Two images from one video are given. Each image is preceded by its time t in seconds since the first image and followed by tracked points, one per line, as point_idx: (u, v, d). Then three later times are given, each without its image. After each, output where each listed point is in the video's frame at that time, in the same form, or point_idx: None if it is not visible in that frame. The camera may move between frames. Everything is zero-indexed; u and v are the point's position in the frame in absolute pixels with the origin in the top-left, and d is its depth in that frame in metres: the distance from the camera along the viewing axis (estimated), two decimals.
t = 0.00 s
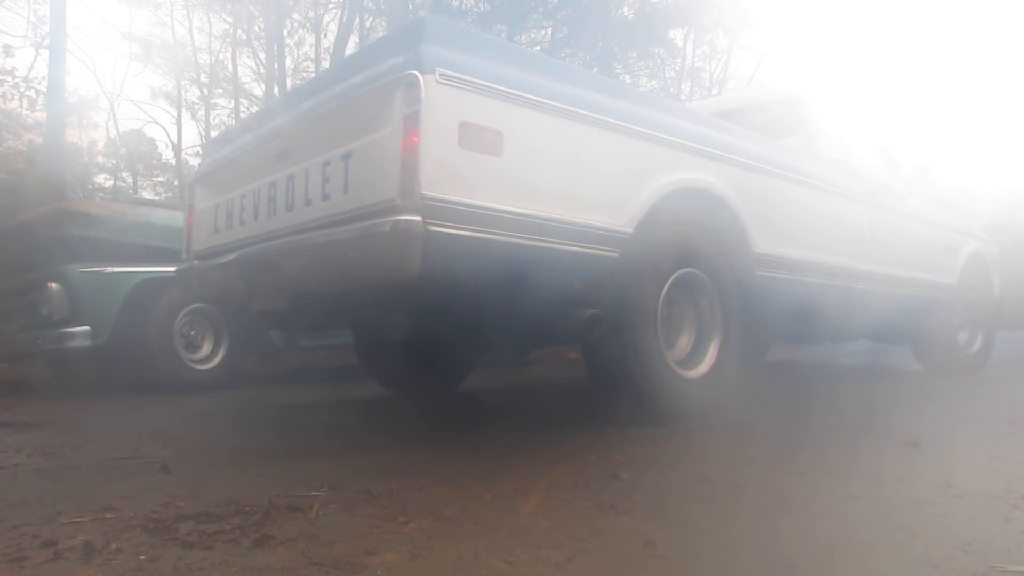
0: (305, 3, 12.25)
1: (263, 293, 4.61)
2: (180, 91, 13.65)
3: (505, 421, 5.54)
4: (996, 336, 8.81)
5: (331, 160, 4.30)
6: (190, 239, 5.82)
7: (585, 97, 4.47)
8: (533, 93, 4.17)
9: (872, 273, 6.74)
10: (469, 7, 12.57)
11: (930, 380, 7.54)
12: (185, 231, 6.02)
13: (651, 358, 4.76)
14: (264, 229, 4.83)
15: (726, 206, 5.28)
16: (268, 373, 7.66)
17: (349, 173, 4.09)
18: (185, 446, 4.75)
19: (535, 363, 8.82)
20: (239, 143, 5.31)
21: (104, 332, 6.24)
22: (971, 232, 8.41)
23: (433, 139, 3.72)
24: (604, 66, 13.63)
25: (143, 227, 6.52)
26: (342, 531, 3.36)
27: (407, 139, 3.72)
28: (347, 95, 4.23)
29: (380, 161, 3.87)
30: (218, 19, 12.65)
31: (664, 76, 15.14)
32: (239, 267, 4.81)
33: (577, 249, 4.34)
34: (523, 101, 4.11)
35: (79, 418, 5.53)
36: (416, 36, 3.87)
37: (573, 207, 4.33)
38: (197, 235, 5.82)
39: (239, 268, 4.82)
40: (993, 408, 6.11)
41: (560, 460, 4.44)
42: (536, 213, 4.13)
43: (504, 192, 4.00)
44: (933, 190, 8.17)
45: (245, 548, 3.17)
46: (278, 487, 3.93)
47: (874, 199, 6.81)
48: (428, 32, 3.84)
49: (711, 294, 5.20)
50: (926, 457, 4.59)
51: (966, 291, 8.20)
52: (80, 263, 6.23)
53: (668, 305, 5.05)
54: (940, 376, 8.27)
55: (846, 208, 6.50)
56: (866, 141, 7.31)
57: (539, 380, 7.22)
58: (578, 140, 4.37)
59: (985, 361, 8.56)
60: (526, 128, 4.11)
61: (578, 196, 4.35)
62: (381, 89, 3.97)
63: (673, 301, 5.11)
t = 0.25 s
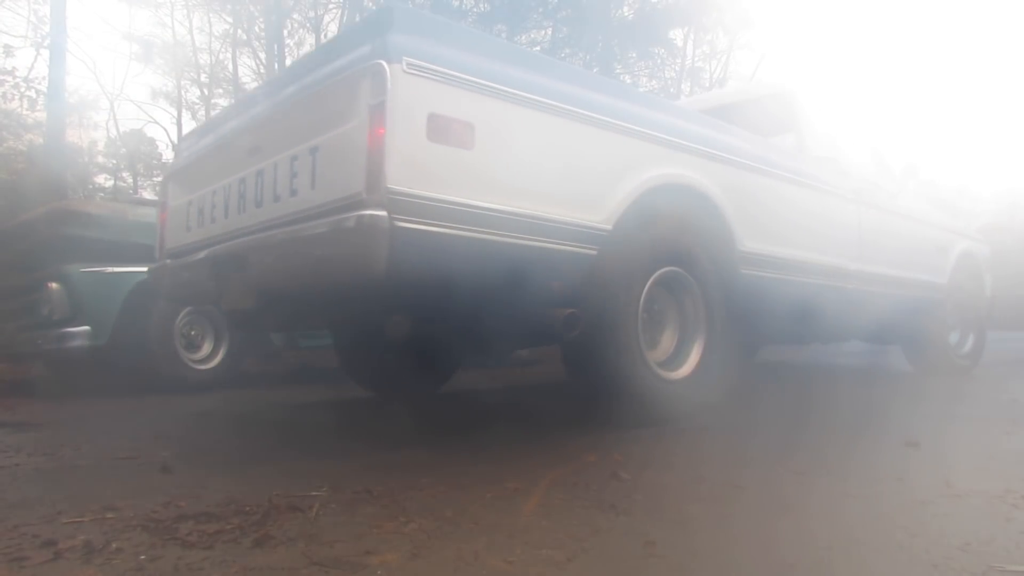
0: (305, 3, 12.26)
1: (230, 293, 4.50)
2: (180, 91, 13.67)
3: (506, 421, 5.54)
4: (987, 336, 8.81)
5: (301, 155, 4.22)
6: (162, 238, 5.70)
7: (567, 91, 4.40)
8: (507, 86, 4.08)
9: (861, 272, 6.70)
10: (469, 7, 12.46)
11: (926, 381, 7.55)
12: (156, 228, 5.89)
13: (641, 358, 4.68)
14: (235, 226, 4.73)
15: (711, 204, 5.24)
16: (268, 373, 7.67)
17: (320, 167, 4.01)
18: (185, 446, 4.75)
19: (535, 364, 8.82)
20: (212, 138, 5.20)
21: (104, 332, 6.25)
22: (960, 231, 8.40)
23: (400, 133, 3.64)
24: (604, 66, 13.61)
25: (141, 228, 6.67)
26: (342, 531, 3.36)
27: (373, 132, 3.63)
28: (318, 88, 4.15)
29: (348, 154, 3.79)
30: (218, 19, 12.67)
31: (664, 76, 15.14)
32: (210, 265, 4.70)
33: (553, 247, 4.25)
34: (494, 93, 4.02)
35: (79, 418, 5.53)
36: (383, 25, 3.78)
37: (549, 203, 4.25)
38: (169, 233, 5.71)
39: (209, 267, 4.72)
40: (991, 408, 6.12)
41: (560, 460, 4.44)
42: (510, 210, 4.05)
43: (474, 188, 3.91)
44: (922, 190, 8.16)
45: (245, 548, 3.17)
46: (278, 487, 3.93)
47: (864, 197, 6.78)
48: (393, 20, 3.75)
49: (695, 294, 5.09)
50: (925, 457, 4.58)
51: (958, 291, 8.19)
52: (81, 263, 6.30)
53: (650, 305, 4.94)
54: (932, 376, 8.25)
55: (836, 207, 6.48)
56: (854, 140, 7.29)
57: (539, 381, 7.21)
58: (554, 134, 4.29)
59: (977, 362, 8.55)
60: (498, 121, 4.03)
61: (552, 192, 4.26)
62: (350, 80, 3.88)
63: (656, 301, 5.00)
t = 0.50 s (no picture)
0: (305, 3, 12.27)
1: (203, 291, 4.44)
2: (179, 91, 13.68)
3: (506, 421, 5.54)
4: (979, 336, 8.80)
5: (266, 149, 4.13)
6: (134, 236, 5.61)
7: (562, 90, 4.45)
8: (480, 77, 4.01)
9: (850, 270, 6.67)
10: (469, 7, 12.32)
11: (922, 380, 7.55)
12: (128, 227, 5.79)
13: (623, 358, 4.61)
14: (203, 224, 4.63)
15: (693, 201, 5.18)
16: (268, 373, 7.67)
17: (284, 161, 3.91)
18: (184, 446, 4.75)
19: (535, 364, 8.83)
20: (181, 133, 5.10)
21: (104, 331, 6.26)
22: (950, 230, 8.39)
23: (366, 123, 3.54)
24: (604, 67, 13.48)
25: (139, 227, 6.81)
26: (342, 531, 3.36)
27: (337, 123, 3.54)
28: (284, 80, 4.05)
29: (313, 147, 3.70)
30: (218, 19, 12.70)
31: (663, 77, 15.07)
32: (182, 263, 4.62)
33: (527, 243, 4.17)
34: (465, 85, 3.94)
35: (80, 418, 5.53)
36: (349, 14, 3.70)
37: (524, 198, 4.16)
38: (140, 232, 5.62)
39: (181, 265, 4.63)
40: (990, 408, 6.12)
41: (559, 460, 4.44)
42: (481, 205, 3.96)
43: (444, 181, 3.81)
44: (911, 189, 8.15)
45: (245, 548, 3.17)
46: (277, 487, 3.93)
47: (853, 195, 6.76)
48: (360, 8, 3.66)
49: (678, 292, 5.05)
50: (925, 458, 4.58)
51: (949, 290, 8.18)
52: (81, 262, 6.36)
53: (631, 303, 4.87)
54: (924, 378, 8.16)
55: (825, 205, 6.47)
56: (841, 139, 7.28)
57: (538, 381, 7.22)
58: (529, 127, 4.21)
59: (968, 362, 8.51)
60: (469, 113, 3.94)
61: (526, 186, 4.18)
62: (315, 71, 3.79)
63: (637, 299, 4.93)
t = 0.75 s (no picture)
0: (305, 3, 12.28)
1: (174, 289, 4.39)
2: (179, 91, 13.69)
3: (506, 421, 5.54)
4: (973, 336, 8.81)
5: (236, 144, 4.08)
6: (108, 235, 5.55)
7: (563, 90, 4.54)
8: (456, 70, 3.97)
9: (841, 269, 6.66)
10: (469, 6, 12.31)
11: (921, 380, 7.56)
12: (103, 225, 5.73)
13: (608, 359, 4.58)
14: (175, 220, 4.58)
15: (679, 199, 5.15)
16: (269, 374, 7.68)
17: (252, 156, 3.86)
18: (184, 446, 4.75)
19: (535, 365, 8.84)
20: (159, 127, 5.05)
21: (104, 331, 6.23)
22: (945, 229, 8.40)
23: (333, 117, 3.49)
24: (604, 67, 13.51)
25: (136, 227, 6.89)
26: (341, 531, 3.35)
27: (304, 116, 3.49)
28: (255, 73, 4.00)
29: (279, 141, 3.65)
30: (218, 19, 12.71)
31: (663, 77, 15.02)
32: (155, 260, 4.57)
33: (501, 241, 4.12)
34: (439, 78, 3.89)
35: (80, 418, 5.54)
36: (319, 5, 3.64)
37: (499, 194, 4.12)
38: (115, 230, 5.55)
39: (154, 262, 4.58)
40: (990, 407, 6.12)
41: (559, 460, 4.44)
42: (454, 202, 3.91)
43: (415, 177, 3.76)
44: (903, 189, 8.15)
45: (245, 548, 3.17)
46: (276, 487, 3.93)
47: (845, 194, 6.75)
48: None
49: (663, 292, 5.02)
50: (926, 458, 4.58)
51: (943, 289, 8.20)
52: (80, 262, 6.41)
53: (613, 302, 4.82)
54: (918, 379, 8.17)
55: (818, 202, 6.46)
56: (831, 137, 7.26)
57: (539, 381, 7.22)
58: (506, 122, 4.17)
59: (962, 362, 8.48)
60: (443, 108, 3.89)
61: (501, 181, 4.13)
62: (284, 64, 3.74)
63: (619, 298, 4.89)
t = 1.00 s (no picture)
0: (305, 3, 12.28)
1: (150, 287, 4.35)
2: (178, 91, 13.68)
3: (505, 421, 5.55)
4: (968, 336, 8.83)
5: (209, 139, 4.04)
6: (87, 234, 5.51)
7: (563, 90, 4.58)
8: (434, 64, 3.92)
9: (833, 269, 6.66)
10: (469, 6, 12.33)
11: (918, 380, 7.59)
12: (82, 224, 5.69)
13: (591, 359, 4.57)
14: (152, 215, 4.55)
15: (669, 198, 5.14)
16: (269, 374, 7.69)
17: (225, 150, 3.83)
18: (183, 446, 4.75)
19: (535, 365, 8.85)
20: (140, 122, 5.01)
21: (104, 331, 6.22)
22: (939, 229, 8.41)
23: (303, 111, 3.45)
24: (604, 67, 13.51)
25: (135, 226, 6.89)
26: (340, 531, 3.35)
27: (273, 110, 3.45)
28: (229, 67, 3.97)
29: (250, 136, 3.61)
30: (218, 19, 12.71)
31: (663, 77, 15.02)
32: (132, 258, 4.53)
33: (480, 237, 4.08)
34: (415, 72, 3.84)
35: (80, 418, 5.54)
36: None
37: (479, 190, 4.08)
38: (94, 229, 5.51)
39: (132, 260, 4.55)
40: (988, 407, 6.14)
41: (559, 460, 4.44)
42: (432, 198, 3.86)
43: (390, 172, 3.71)
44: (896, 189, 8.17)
45: (245, 548, 3.17)
46: (276, 488, 3.93)
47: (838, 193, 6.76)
48: None
49: (650, 291, 5.01)
50: (925, 458, 4.58)
51: (938, 289, 8.22)
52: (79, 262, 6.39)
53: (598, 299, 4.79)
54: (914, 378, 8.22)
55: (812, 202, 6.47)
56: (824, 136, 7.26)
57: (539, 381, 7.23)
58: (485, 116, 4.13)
59: (956, 361, 8.49)
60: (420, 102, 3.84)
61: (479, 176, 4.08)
62: (255, 58, 3.70)
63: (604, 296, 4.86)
